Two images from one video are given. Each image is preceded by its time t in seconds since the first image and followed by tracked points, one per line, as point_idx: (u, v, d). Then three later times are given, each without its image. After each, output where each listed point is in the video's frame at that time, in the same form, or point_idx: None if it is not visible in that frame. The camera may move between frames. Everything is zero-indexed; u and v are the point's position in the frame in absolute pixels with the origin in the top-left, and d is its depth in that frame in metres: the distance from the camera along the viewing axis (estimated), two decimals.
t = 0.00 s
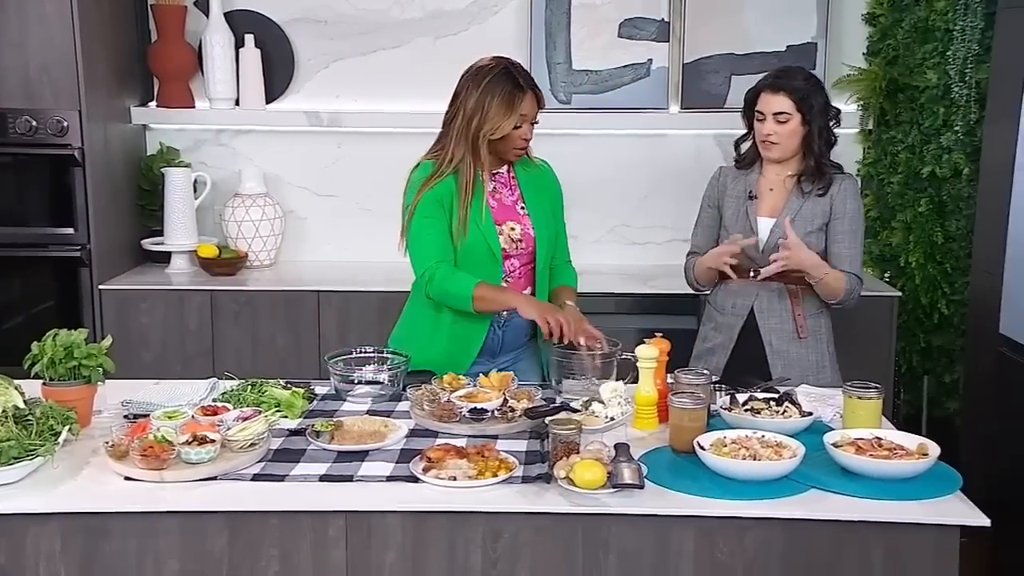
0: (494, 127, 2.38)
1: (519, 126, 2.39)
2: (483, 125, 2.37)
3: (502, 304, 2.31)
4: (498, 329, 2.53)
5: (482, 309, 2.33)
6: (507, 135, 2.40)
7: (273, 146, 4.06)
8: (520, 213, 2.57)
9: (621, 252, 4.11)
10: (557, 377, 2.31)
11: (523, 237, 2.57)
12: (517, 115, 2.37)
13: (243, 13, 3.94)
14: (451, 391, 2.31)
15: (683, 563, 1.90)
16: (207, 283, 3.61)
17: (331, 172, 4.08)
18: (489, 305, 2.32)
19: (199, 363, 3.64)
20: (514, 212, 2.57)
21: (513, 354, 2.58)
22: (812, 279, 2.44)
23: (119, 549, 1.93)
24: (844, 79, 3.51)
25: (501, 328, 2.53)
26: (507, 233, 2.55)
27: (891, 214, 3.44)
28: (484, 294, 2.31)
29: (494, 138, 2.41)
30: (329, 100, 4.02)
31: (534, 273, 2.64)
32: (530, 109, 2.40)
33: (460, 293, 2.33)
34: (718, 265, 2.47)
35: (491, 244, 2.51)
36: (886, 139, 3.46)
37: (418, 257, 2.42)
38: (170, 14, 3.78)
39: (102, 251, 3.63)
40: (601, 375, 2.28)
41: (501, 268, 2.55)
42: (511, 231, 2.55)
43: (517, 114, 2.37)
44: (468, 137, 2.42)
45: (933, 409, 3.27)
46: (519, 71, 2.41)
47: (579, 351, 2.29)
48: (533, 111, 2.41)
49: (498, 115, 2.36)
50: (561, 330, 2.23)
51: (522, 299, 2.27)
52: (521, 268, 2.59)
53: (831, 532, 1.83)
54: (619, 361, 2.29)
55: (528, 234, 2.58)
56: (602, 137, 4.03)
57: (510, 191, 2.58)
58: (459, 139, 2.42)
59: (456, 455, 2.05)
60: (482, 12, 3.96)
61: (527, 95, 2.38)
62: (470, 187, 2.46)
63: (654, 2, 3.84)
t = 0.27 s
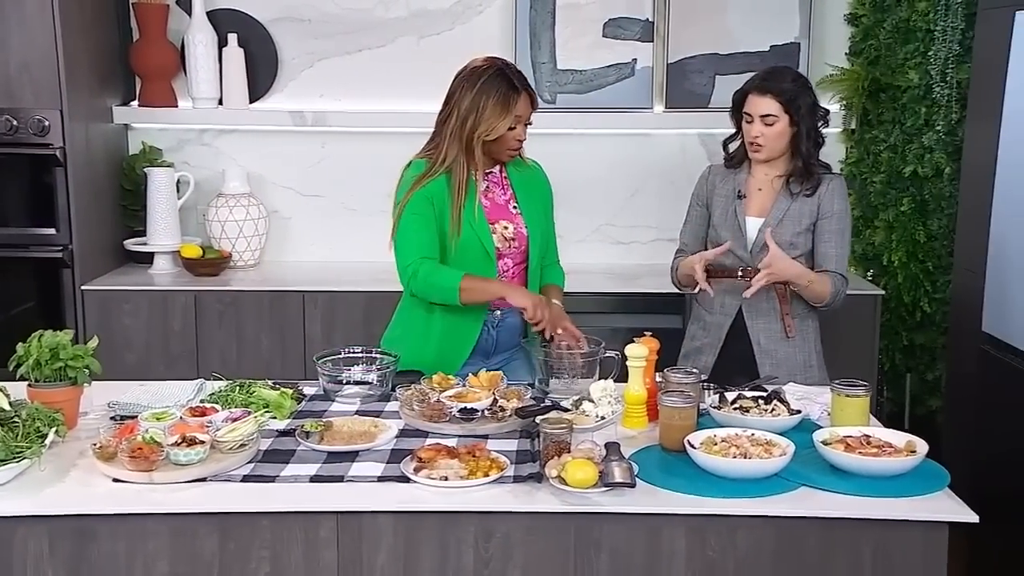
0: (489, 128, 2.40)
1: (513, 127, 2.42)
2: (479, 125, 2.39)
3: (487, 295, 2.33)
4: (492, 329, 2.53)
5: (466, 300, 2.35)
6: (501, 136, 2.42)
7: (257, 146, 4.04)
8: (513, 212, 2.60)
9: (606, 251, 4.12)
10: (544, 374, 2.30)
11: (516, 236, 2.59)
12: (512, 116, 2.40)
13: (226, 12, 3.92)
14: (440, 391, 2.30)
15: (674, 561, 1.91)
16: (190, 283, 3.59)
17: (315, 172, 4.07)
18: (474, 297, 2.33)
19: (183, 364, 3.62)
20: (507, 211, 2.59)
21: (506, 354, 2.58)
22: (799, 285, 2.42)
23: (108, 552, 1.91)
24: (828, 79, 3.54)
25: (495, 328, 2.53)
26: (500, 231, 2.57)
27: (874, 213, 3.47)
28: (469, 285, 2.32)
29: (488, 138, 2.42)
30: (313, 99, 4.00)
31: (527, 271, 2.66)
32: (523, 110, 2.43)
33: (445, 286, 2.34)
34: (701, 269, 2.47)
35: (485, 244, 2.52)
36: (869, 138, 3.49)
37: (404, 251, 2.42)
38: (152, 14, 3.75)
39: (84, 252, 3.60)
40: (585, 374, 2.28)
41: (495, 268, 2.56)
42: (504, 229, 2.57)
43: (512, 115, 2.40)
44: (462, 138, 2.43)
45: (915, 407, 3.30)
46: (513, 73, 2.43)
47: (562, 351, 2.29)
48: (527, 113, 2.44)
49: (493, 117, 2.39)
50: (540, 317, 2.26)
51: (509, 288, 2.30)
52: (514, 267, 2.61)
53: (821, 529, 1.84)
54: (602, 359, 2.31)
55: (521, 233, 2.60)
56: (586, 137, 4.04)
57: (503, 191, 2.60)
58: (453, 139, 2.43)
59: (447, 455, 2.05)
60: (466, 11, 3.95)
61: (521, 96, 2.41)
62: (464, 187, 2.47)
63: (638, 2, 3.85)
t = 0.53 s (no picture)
0: (482, 129, 2.40)
1: (507, 128, 2.43)
2: (472, 126, 2.40)
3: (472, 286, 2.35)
4: (485, 329, 2.53)
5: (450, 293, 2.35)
6: (494, 136, 2.43)
7: (242, 145, 4.03)
8: (505, 211, 2.60)
9: (592, 251, 4.13)
10: (535, 373, 2.30)
11: (508, 235, 2.59)
12: (505, 117, 2.41)
13: (211, 11, 3.90)
14: (432, 391, 2.30)
15: (668, 560, 1.92)
16: (177, 284, 3.57)
17: (301, 172, 4.05)
18: (458, 289, 2.34)
19: (169, 365, 3.60)
20: (499, 210, 2.58)
21: (500, 352, 2.57)
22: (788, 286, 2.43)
23: (99, 554, 1.90)
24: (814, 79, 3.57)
25: (487, 328, 2.53)
26: (492, 230, 2.57)
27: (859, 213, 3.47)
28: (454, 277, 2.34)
29: (481, 139, 2.43)
30: (299, 99, 3.99)
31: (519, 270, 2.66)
32: (517, 111, 2.44)
33: (429, 279, 2.34)
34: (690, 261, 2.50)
35: (476, 241, 2.52)
36: (853, 138, 3.50)
37: (389, 245, 2.41)
38: (136, 12, 3.73)
39: (68, 252, 3.57)
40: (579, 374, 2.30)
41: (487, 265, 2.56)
42: (496, 228, 2.57)
43: (505, 116, 2.41)
44: (455, 138, 2.44)
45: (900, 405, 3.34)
46: (507, 74, 2.44)
47: (553, 351, 2.30)
48: (521, 113, 2.44)
49: (487, 118, 2.39)
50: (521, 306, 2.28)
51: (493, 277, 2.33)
52: (506, 267, 2.61)
53: (813, 527, 1.85)
54: (593, 358, 2.32)
55: (513, 231, 2.60)
56: (573, 137, 4.05)
57: (496, 190, 2.60)
58: (447, 139, 2.44)
59: (440, 455, 2.05)
60: (453, 11, 3.95)
61: (515, 97, 2.42)
62: (456, 186, 2.47)
63: (624, 2, 3.86)
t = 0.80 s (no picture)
0: (469, 128, 2.40)
1: (495, 127, 2.43)
2: (459, 124, 2.40)
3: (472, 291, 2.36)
4: (477, 328, 2.54)
5: (449, 297, 2.36)
6: (482, 135, 2.43)
7: (227, 145, 4.01)
8: (498, 211, 2.60)
9: (579, 251, 4.14)
10: (527, 373, 2.31)
11: (500, 234, 2.60)
12: (493, 115, 2.41)
13: (196, 10, 3.88)
14: (423, 391, 2.30)
15: (661, 559, 1.92)
16: (162, 284, 3.55)
17: (287, 172, 4.04)
18: (457, 293, 2.36)
19: (155, 366, 3.57)
20: (492, 209, 2.59)
21: (491, 352, 2.58)
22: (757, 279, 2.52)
23: (90, 556, 1.89)
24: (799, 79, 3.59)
25: (480, 328, 2.54)
26: (484, 229, 2.58)
27: (844, 212, 3.50)
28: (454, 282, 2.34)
29: (469, 138, 2.43)
30: (285, 98, 3.97)
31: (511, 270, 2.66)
32: (505, 110, 2.43)
33: (428, 282, 2.35)
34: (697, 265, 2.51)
35: (469, 240, 2.53)
36: (838, 138, 3.53)
37: (385, 248, 2.42)
38: (120, 11, 3.70)
39: (52, 253, 3.54)
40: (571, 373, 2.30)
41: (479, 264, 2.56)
42: (487, 227, 2.58)
43: (492, 115, 2.40)
44: (444, 137, 2.44)
45: (885, 404, 3.37)
46: (495, 73, 2.44)
47: (546, 350, 2.31)
48: (509, 112, 2.44)
49: (474, 116, 2.39)
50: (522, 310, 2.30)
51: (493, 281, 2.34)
52: (498, 266, 2.61)
53: (804, 525, 1.86)
54: (584, 358, 2.32)
55: (505, 231, 2.61)
56: (559, 136, 4.06)
57: (487, 189, 2.61)
58: (436, 139, 2.44)
59: (433, 455, 2.05)
60: (439, 10, 3.95)
61: (503, 96, 2.42)
62: (446, 185, 2.48)
63: (611, 2, 3.88)
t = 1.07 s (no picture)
0: (458, 128, 2.40)
1: (484, 129, 2.42)
2: (448, 125, 2.40)
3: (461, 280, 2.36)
4: (469, 328, 2.54)
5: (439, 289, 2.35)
6: (471, 137, 2.43)
7: (213, 145, 3.99)
8: (488, 211, 2.61)
9: (566, 250, 4.15)
10: (517, 372, 2.32)
11: (491, 235, 2.60)
12: (482, 116, 2.41)
13: (181, 9, 3.86)
14: (414, 391, 2.30)
15: (653, 557, 1.93)
16: (149, 285, 3.53)
17: (273, 172, 4.03)
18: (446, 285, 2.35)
19: (141, 367, 3.55)
20: (482, 210, 2.59)
21: (482, 352, 2.59)
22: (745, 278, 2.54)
23: (81, 558, 1.87)
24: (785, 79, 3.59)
25: (471, 327, 2.54)
26: (475, 230, 2.58)
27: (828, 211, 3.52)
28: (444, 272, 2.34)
29: (458, 139, 2.43)
30: (271, 98, 3.96)
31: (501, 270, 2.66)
32: (495, 112, 2.43)
33: (419, 276, 2.34)
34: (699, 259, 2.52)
35: (460, 240, 2.53)
36: (823, 138, 3.54)
37: (374, 246, 2.41)
38: (104, 10, 3.68)
39: (36, 254, 3.52)
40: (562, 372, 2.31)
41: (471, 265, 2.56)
42: (479, 228, 2.58)
43: (482, 117, 2.40)
44: (433, 137, 2.44)
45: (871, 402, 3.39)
46: (487, 74, 2.44)
47: (537, 352, 2.30)
48: (498, 115, 2.44)
49: (463, 117, 2.39)
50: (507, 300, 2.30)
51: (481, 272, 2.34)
52: (489, 267, 2.61)
53: (796, 523, 1.88)
54: (574, 357, 2.32)
55: (496, 231, 2.61)
56: (546, 136, 4.06)
57: (478, 190, 2.61)
58: (426, 139, 2.44)
59: (425, 456, 2.05)
60: (426, 10, 3.95)
61: (492, 98, 2.42)
62: (436, 186, 2.47)
63: (597, 2, 3.89)
